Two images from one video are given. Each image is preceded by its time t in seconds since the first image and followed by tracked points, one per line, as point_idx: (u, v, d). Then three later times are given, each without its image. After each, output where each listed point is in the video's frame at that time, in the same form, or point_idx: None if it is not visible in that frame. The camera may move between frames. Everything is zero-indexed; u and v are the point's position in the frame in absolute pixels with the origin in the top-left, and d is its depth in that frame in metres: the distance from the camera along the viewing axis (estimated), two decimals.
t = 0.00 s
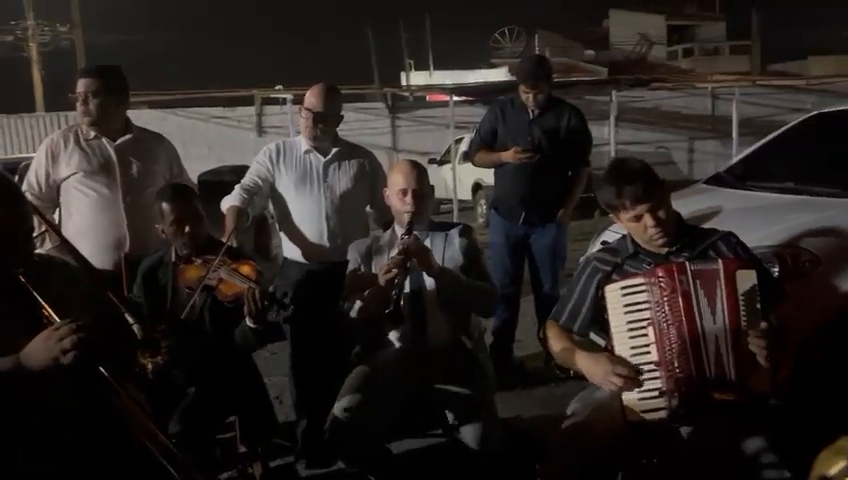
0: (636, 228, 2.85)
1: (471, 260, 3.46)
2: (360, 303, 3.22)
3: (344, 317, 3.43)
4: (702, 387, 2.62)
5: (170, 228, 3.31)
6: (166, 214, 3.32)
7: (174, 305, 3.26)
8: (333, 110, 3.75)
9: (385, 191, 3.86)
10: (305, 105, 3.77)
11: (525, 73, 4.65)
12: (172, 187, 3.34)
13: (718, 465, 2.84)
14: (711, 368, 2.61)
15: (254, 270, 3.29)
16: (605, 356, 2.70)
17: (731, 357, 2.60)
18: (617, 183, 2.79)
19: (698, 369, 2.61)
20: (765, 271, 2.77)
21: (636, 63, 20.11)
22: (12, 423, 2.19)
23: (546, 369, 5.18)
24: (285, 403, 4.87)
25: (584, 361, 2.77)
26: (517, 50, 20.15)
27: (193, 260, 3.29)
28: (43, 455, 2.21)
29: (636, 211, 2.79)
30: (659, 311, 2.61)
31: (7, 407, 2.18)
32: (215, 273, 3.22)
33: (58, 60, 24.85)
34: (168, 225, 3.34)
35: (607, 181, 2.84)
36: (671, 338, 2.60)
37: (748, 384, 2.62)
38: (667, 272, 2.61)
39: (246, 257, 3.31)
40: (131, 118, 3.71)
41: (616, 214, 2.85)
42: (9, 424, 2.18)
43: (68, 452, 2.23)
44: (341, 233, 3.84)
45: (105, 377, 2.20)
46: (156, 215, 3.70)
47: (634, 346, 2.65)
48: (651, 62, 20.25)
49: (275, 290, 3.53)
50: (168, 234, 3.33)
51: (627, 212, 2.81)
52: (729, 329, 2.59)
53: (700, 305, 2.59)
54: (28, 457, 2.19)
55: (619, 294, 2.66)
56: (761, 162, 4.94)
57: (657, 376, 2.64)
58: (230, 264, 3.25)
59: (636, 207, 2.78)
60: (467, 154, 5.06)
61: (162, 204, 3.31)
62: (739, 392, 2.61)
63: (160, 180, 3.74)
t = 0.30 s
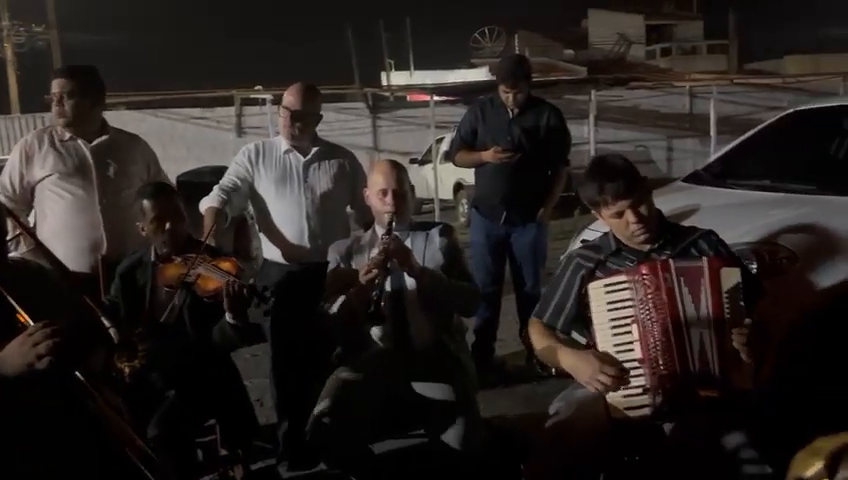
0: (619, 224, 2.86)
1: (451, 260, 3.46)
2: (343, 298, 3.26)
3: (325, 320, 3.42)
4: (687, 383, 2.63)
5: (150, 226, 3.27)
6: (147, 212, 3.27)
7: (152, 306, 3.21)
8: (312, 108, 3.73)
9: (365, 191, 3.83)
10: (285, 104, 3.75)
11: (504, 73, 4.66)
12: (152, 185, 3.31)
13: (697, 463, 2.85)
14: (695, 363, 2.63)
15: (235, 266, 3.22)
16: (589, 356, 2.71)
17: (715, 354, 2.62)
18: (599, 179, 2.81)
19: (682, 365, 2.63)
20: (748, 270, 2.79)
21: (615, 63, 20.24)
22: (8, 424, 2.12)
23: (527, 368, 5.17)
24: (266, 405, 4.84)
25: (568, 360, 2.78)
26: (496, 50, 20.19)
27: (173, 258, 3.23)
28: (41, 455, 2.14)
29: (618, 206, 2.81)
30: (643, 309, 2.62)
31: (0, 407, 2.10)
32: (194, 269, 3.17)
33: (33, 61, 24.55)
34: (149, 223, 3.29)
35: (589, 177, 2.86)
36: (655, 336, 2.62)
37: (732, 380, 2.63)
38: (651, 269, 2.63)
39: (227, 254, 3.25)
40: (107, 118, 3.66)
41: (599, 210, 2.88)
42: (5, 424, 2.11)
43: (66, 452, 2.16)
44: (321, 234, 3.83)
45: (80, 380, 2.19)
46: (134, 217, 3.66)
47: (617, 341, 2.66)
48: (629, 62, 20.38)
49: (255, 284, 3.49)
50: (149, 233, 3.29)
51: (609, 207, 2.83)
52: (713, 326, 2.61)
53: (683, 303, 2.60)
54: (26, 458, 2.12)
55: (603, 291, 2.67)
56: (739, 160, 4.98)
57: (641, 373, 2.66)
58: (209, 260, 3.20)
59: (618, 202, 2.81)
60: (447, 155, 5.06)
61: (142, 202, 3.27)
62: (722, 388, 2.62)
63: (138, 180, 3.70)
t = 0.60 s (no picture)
0: (600, 222, 2.87)
1: (431, 260, 3.41)
2: (322, 299, 3.22)
3: (304, 321, 3.39)
4: (667, 383, 2.63)
5: (123, 229, 3.25)
6: (119, 215, 3.25)
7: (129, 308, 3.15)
8: (291, 110, 3.70)
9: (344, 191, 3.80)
10: (264, 106, 3.71)
11: (482, 73, 4.66)
12: (125, 188, 3.29)
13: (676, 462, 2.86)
14: (674, 364, 2.63)
15: (211, 268, 3.22)
16: (569, 354, 2.71)
17: (695, 353, 2.62)
18: (581, 177, 2.83)
19: (663, 364, 2.63)
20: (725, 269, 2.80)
21: (592, 62, 20.37)
22: (6, 423, 1.98)
23: (507, 368, 5.16)
24: (245, 409, 4.79)
25: (550, 357, 2.77)
26: (474, 50, 20.23)
27: (149, 262, 3.23)
28: (41, 454, 2.00)
29: (600, 204, 2.83)
30: (623, 307, 2.63)
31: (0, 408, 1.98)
32: (171, 273, 3.16)
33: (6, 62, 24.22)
34: (122, 227, 3.27)
35: (572, 175, 2.86)
36: (635, 335, 2.62)
37: (711, 381, 2.63)
38: (631, 269, 2.63)
39: (204, 256, 3.25)
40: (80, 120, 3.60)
41: (581, 208, 2.90)
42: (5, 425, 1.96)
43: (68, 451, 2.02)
44: (299, 235, 3.80)
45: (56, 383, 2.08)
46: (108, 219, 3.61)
47: (598, 340, 2.68)
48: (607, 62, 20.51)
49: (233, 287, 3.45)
50: (124, 237, 3.28)
51: (591, 205, 2.85)
52: (693, 326, 2.61)
53: (663, 300, 2.62)
54: (26, 457, 1.97)
55: (583, 291, 2.69)
56: (716, 159, 5.01)
57: (620, 372, 2.67)
58: (186, 264, 3.19)
59: (601, 200, 2.82)
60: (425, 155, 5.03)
61: (115, 205, 3.26)
62: (701, 389, 2.63)
63: (112, 182, 3.64)
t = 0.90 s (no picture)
0: (578, 218, 2.90)
1: (412, 262, 3.41)
2: (304, 302, 3.20)
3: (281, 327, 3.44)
4: (643, 381, 2.66)
5: (101, 234, 3.21)
6: (96, 219, 3.22)
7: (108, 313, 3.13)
8: (271, 112, 3.67)
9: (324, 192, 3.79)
10: (243, 107, 3.68)
11: (462, 73, 4.67)
12: (100, 191, 3.26)
13: (659, 459, 2.85)
14: (650, 361, 2.66)
15: (191, 271, 3.12)
16: (548, 354, 2.71)
17: (671, 350, 2.66)
18: (560, 172, 2.85)
19: (639, 362, 2.66)
20: (701, 267, 2.83)
21: (570, 63, 20.49)
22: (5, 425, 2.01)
23: (489, 368, 5.18)
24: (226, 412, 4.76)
25: (531, 360, 2.77)
26: (454, 51, 20.26)
27: (128, 266, 3.16)
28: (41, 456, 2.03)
29: (578, 199, 2.85)
30: (601, 306, 2.64)
31: None
32: (148, 277, 3.07)
33: None
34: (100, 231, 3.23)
35: (550, 172, 2.89)
36: (613, 333, 2.63)
37: (687, 376, 2.67)
38: (608, 268, 2.66)
39: (184, 258, 3.15)
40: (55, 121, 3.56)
41: (560, 204, 2.91)
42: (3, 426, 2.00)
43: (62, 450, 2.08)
44: (279, 237, 3.78)
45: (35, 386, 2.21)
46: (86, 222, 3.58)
47: (578, 337, 2.68)
48: (585, 62, 20.64)
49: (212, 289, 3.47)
50: (102, 242, 3.24)
51: (570, 199, 2.86)
52: (668, 323, 2.65)
53: (640, 299, 2.65)
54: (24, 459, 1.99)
55: (562, 290, 2.69)
56: (694, 158, 5.05)
57: (599, 370, 2.67)
58: (165, 266, 3.10)
59: (579, 195, 2.84)
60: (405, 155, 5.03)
61: (92, 209, 3.23)
62: (677, 385, 2.67)
63: (89, 185, 3.61)
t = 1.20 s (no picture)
0: (548, 217, 2.92)
1: (389, 262, 3.41)
2: (283, 302, 3.21)
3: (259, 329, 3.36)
4: (618, 378, 2.69)
5: (75, 238, 3.15)
6: (69, 223, 3.15)
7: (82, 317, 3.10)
8: (247, 114, 3.66)
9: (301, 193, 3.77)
10: (219, 108, 3.66)
11: (439, 73, 4.67)
12: (73, 195, 3.19)
13: (635, 458, 2.89)
14: (625, 358, 2.69)
15: (166, 274, 3.10)
16: (524, 353, 2.77)
17: (643, 346, 2.70)
18: (529, 171, 2.88)
19: (614, 359, 2.69)
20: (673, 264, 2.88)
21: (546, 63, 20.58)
22: None
23: (468, 367, 5.20)
24: (204, 415, 4.72)
25: (507, 360, 2.82)
26: (430, 50, 20.27)
27: (103, 269, 3.14)
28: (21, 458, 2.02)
29: (548, 197, 2.87)
30: (575, 304, 2.66)
31: None
32: (123, 281, 3.06)
33: None
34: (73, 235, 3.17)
35: (520, 171, 2.92)
36: (588, 331, 2.65)
37: (661, 371, 2.72)
38: (581, 265, 2.68)
39: (159, 261, 3.14)
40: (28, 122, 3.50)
41: (530, 204, 2.93)
42: None
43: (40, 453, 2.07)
44: (257, 238, 3.77)
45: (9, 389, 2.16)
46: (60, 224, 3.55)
47: (552, 337, 2.69)
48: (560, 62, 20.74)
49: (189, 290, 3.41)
50: (75, 246, 3.18)
51: (540, 198, 2.89)
52: (641, 319, 2.68)
53: (612, 296, 2.68)
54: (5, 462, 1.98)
55: (537, 288, 2.71)
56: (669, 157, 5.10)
57: (575, 368, 2.69)
58: (141, 269, 3.09)
59: (548, 193, 2.87)
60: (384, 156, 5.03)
61: (65, 213, 3.15)
62: (651, 380, 2.71)
63: (63, 187, 3.56)
